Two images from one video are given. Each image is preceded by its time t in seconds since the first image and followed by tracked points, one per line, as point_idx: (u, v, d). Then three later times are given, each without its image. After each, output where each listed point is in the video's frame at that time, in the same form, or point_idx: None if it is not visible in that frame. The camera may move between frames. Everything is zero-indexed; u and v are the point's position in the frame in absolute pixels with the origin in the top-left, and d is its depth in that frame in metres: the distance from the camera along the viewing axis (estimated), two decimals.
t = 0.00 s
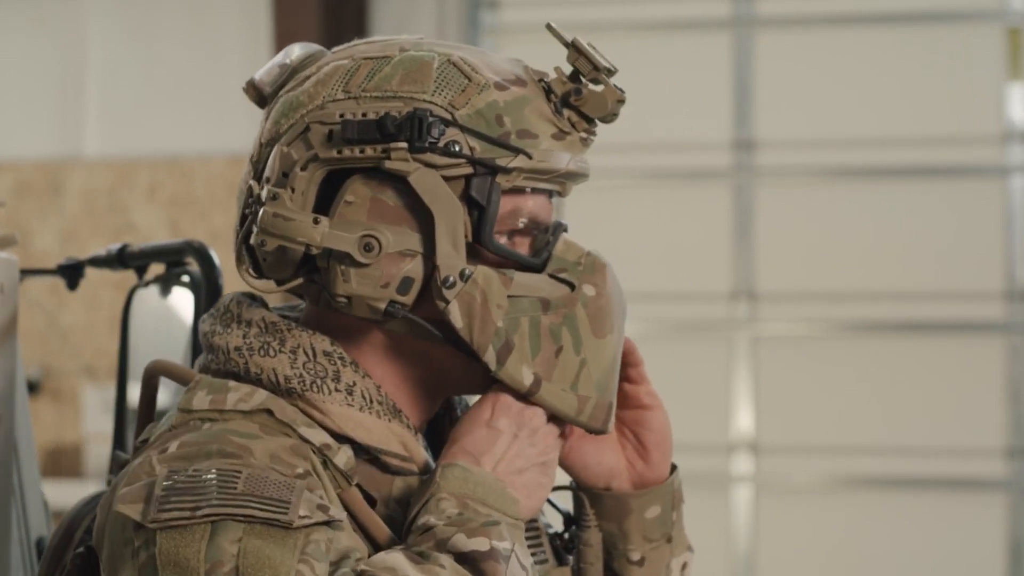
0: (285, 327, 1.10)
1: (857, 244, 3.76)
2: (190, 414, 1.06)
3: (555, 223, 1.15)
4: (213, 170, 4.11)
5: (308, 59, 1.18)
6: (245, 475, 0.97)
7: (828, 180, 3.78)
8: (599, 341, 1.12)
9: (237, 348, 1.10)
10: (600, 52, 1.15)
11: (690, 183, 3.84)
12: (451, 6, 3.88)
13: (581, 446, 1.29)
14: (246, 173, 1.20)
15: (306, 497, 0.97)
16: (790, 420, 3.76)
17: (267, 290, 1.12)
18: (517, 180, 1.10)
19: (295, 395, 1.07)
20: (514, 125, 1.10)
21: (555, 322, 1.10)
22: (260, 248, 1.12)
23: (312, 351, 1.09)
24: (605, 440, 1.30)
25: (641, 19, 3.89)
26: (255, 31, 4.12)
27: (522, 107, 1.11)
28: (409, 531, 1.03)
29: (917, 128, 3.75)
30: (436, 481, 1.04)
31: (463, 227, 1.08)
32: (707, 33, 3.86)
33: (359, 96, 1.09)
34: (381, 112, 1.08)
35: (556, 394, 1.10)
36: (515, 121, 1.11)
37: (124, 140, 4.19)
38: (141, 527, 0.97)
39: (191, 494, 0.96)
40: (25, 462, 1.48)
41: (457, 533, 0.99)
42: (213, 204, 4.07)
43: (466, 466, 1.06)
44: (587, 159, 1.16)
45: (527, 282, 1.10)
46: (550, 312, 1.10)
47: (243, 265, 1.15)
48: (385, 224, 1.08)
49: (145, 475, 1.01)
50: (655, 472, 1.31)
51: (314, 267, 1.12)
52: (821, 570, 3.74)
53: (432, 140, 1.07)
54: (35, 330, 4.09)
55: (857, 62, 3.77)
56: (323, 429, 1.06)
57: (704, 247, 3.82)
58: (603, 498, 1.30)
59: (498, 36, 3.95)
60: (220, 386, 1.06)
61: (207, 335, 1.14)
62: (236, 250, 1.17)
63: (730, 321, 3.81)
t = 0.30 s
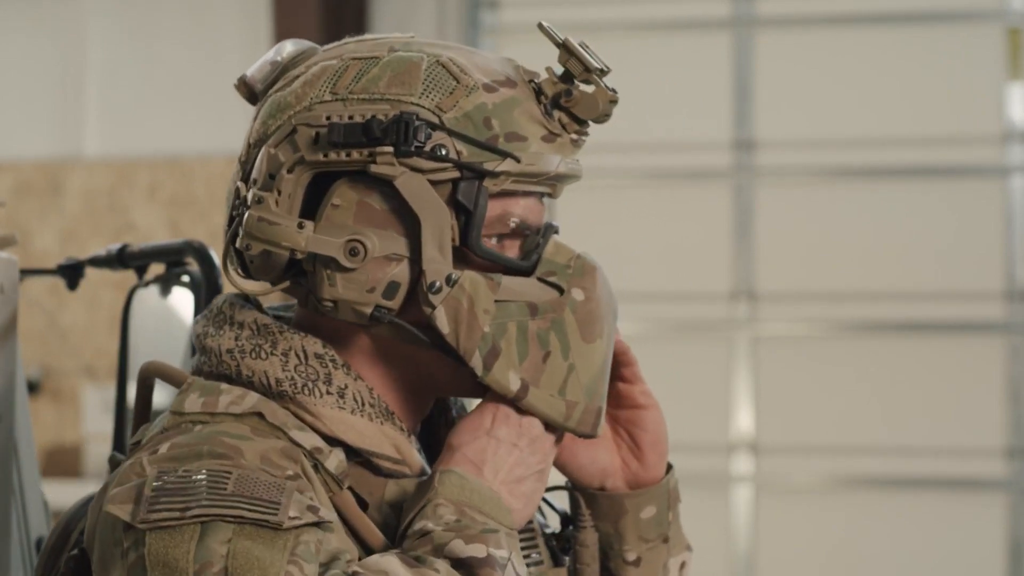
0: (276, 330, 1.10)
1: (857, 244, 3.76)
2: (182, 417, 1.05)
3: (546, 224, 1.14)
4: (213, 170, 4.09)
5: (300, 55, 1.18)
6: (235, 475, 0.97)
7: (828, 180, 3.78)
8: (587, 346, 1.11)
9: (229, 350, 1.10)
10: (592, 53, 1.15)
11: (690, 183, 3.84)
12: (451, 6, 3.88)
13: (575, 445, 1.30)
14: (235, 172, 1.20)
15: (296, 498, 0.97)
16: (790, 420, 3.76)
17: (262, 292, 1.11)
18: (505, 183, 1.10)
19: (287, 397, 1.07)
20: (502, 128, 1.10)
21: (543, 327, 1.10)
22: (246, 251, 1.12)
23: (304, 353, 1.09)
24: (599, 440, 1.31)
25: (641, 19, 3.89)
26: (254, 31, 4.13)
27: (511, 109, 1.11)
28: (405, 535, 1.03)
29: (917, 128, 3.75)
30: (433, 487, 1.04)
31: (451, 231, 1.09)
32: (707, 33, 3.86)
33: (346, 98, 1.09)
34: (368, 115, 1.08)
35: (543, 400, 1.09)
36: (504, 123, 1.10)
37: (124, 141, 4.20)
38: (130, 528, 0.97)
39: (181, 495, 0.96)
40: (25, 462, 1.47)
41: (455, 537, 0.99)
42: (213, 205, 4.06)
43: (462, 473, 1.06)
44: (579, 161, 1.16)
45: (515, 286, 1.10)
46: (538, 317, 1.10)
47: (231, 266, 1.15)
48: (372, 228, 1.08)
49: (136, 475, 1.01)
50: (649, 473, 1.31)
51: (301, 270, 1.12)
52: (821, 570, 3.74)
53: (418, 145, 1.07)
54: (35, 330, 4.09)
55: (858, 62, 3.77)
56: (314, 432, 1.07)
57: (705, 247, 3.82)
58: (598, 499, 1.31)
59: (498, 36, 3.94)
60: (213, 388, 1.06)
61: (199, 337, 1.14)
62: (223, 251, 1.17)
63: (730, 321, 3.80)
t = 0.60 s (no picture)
0: (276, 328, 1.10)
1: (857, 244, 3.76)
2: (183, 417, 1.07)
3: (542, 225, 1.15)
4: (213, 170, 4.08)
5: (297, 55, 1.18)
6: (187, 533, 0.94)
7: (828, 180, 3.78)
8: (581, 350, 1.12)
9: (230, 349, 1.10)
10: (589, 55, 1.15)
11: (690, 183, 3.84)
12: (451, 6, 3.88)
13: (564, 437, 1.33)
14: (231, 171, 1.19)
15: (250, 557, 0.93)
16: (790, 420, 3.76)
17: (262, 293, 1.12)
18: (503, 187, 1.11)
19: (288, 395, 1.07)
20: (500, 131, 1.10)
21: (538, 330, 1.10)
22: (244, 252, 1.11)
23: (305, 351, 1.09)
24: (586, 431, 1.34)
25: (641, 19, 3.89)
26: (254, 30, 4.13)
27: (509, 112, 1.12)
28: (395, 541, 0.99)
29: (916, 128, 3.75)
30: (412, 493, 1.00)
31: (451, 233, 1.09)
32: (706, 33, 3.86)
33: (346, 100, 1.09)
34: (368, 117, 1.08)
35: (536, 402, 1.10)
36: (502, 127, 1.11)
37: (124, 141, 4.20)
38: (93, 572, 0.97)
39: (137, 549, 0.94)
40: (25, 462, 1.47)
41: None
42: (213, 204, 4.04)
43: (446, 474, 1.01)
44: (574, 163, 1.16)
45: (511, 289, 1.10)
46: (533, 320, 1.10)
47: (229, 265, 1.15)
48: (372, 230, 1.08)
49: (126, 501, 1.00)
50: (633, 463, 1.36)
51: (300, 271, 1.12)
52: (821, 570, 3.74)
53: (419, 149, 1.07)
54: (35, 330, 4.09)
55: (858, 62, 3.77)
56: (316, 429, 1.07)
57: (705, 247, 3.82)
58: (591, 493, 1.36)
59: (498, 36, 3.94)
60: (213, 387, 1.08)
61: (199, 337, 1.15)
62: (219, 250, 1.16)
63: (730, 320, 3.81)
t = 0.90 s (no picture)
0: (263, 323, 1.10)
1: (857, 243, 3.77)
2: (176, 415, 1.07)
3: (517, 222, 1.17)
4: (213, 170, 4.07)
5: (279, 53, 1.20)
6: (249, 516, 0.96)
7: (828, 180, 3.79)
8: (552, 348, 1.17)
9: (219, 347, 1.11)
10: (564, 52, 1.16)
11: (690, 183, 3.84)
12: (451, 6, 3.87)
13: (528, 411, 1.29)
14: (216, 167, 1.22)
15: (314, 526, 0.97)
16: (790, 420, 3.76)
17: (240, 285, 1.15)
18: (472, 182, 1.12)
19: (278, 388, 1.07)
20: (469, 127, 1.12)
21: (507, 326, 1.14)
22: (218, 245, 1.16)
23: (293, 344, 1.09)
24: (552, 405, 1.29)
25: (641, 19, 3.89)
26: (254, 30, 4.13)
27: (480, 108, 1.13)
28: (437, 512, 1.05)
29: (916, 128, 3.75)
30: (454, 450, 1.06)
31: (417, 226, 1.11)
32: (707, 33, 3.85)
33: (317, 96, 1.11)
34: (337, 112, 1.10)
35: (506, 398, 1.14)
36: (472, 123, 1.12)
37: (124, 141, 4.20)
38: None
39: (199, 545, 0.96)
40: (25, 461, 1.47)
41: (476, 537, 0.99)
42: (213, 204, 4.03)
43: (481, 426, 1.07)
44: (550, 161, 1.17)
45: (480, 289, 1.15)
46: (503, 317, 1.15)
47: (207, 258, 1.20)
48: (342, 224, 1.11)
49: (147, 508, 1.00)
50: (603, 436, 1.30)
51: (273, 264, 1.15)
52: (821, 569, 3.74)
53: (384, 142, 1.09)
54: (35, 329, 4.09)
55: (858, 62, 3.77)
56: (309, 420, 1.07)
57: (705, 246, 3.82)
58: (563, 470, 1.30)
59: (499, 35, 3.94)
60: (203, 384, 1.08)
61: (188, 339, 1.15)
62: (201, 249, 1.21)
63: (730, 320, 3.80)
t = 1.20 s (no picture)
0: (266, 321, 1.11)
1: (857, 242, 3.77)
2: (181, 413, 1.07)
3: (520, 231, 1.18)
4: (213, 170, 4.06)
5: (288, 49, 1.21)
6: (255, 501, 0.95)
7: (828, 180, 3.79)
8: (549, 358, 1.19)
9: (221, 345, 1.10)
10: (576, 64, 1.19)
11: (690, 182, 3.84)
12: (451, 6, 3.87)
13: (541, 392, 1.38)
14: (218, 158, 1.21)
15: (321, 513, 0.97)
16: (790, 420, 3.76)
17: (238, 278, 1.14)
18: (482, 184, 1.13)
19: (284, 385, 1.07)
20: (483, 131, 1.13)
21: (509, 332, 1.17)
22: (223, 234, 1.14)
23: (297, 342, 1.10)
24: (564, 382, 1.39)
25: (641, 18, 3.89)
26: (254, 29, 4.13)
27: (495, 114, 1.15)
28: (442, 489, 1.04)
29: (917, 128, 3.75)
30: (452, 431, 1.03)
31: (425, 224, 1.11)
32: (707, 33, 3.85)
33: (333, 91, 1.11)
34: (353, 108, 1.10)
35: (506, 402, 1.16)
36: (486, 128, 1.14)
37: (124, 140, 4.20)
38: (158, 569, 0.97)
39: (205, 533, 0.95)
40: (24, 461, 1.47)
41: (471, 510, 0.99)
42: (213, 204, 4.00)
43: (479, 402, 1.03)
44: (555, 170, 1.19)
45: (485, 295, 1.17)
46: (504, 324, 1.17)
47: (208, 250, 1.20)
48: (350, 218, 1.10)
49: (155, 502, 0.99)
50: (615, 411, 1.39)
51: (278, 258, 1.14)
52: (821, 569, 3.74)
53: (400, 140, 1.09)
54: (35, 329, 4.09)
55: (858, 62, 3.77)
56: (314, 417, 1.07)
57: (705, 247, 3.82)
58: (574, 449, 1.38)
59: (498, 35, 3.95)
60: (208, 382, 1.08)
61: (186, 339, 1.15)
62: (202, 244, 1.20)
63: (730, 319, 3.80)
